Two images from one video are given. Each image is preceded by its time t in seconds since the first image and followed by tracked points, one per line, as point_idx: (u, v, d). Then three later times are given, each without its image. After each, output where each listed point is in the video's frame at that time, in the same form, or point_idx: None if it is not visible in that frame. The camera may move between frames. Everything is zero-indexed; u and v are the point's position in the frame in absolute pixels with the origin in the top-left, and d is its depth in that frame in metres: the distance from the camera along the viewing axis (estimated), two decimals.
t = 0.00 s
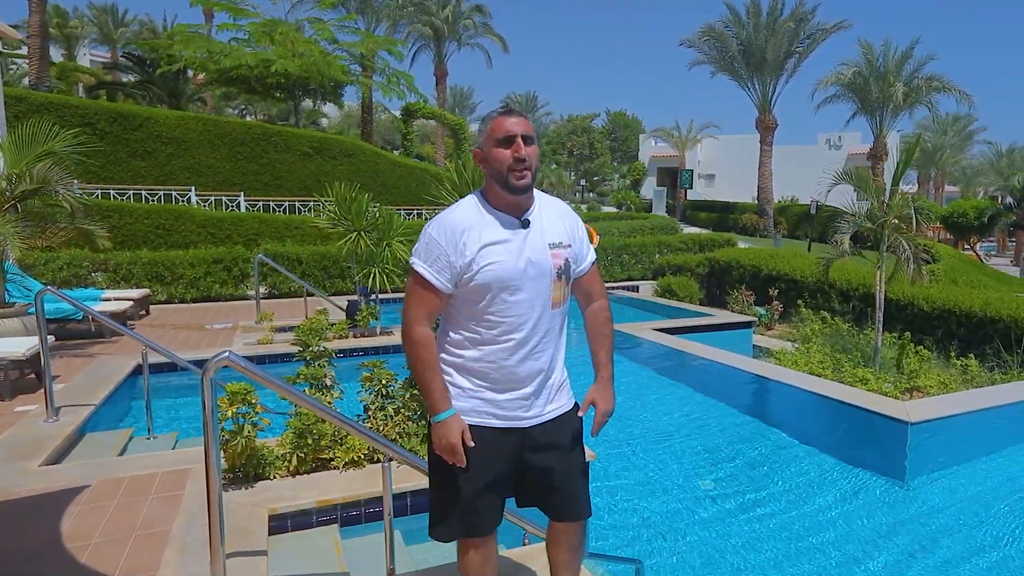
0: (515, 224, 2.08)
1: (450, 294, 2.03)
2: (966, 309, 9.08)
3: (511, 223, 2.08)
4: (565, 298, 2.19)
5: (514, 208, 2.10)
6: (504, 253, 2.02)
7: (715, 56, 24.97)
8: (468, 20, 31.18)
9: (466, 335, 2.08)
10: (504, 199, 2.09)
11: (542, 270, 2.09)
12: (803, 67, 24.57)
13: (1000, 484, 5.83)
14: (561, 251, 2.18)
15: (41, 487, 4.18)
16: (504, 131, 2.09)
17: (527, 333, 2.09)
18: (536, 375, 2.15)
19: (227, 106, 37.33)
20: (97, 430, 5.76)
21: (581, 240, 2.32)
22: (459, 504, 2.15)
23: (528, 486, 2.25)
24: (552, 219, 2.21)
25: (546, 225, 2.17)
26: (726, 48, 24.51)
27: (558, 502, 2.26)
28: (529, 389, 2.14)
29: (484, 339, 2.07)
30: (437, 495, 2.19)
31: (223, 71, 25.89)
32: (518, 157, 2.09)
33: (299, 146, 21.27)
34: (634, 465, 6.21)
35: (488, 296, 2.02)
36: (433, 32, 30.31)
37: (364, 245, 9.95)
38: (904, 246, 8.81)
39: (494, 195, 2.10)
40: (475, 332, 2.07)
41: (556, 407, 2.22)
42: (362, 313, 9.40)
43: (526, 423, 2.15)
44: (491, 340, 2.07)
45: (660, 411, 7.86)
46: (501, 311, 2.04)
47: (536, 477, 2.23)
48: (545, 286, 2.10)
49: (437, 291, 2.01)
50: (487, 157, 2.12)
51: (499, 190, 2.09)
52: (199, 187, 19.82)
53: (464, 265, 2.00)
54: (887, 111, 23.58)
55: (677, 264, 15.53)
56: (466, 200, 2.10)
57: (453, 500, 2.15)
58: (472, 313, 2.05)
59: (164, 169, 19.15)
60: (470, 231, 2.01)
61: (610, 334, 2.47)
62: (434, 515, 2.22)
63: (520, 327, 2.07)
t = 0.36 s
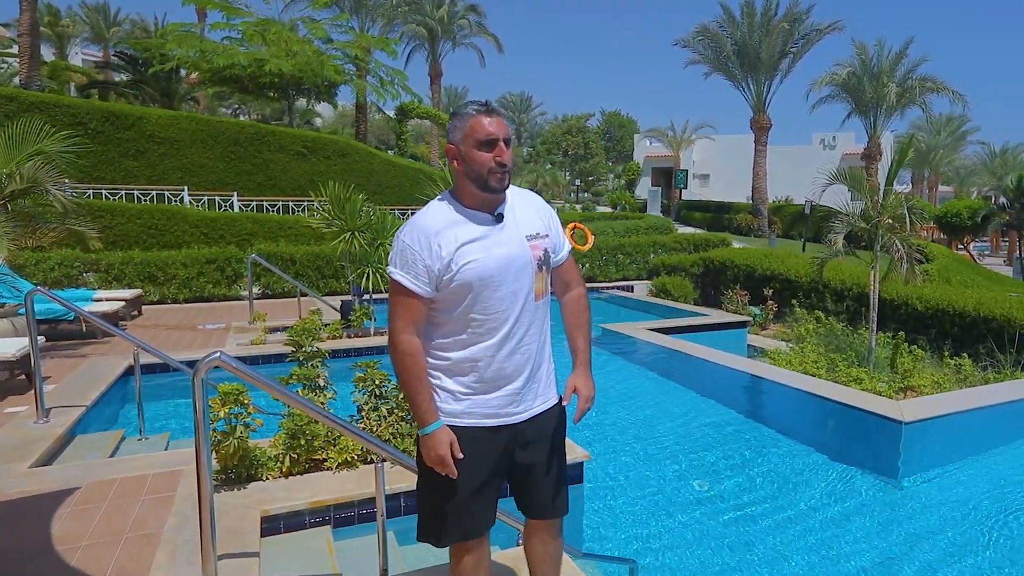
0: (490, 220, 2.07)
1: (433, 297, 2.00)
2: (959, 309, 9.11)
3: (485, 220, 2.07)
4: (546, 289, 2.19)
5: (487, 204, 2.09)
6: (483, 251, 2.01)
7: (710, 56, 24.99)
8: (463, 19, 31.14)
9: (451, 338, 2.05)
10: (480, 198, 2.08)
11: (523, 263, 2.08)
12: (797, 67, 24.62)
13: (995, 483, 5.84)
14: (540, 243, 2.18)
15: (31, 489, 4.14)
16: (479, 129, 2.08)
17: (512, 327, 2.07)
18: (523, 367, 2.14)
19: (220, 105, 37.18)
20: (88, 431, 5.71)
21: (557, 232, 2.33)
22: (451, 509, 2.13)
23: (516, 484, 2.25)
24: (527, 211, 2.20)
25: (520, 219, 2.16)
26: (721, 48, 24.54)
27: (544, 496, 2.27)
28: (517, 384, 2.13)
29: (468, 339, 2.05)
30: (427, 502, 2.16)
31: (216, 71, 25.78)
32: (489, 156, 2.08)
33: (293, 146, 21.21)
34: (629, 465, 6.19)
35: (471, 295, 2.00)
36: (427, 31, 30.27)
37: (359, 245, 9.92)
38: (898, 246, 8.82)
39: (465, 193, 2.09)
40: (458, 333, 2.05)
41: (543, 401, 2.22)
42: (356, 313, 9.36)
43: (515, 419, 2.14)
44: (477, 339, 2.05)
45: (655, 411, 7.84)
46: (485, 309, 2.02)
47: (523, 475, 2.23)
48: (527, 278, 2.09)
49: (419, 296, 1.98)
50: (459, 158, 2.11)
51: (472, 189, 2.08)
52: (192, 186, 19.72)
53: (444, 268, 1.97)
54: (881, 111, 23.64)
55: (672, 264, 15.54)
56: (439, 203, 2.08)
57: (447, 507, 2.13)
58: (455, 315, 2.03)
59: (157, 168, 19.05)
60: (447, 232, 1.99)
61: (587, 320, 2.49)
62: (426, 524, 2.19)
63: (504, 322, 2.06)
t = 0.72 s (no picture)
0: (485, 221, 2.06)
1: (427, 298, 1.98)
2: (955, 308, 9.12)
3: (479, 222, 2.05)
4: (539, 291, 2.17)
5: (480, 206, 2.06)
6: (476, 253, 1.99)
7: (706, 57, 25.02)
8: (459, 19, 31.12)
9: (448, 337, 2.04)
10: (473, 202, 2.05)
11: (515, 266, 2.06)
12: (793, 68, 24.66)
13: (989, 483, 5.84)
14: (533, 246, 2.16)
15: (21, 491, 4.09)
16: (466, 135, 2.04)
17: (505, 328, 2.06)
18: (518, 369, 2.13)
19: (215, 105, 37.06)
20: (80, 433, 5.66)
21: (550, 235, 2.32)
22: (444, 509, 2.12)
23: (511, 485, 2.23)
24: (519, 213, 2.18)
25: (513, 220, 2.14)
26: (717, 48, 24.58)
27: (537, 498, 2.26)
28: (510, 387, 2.11)
29: (462, 340, 2.03)
30: (421, 502, 2.15)
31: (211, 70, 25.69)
32: (483, 159, 2.04)
33: (288, 146, 21.15)
34: (625, 465, 6.17)
35: (464, 295, 1.98)
36: (422, 31, 30.25)
37: (354, 245, 9.89)
38: (893, 246, 8.82)
39: (458, 194, 2.06)
40: (451, 334, 2.03)
41: (536, 402, 2.21)
42: (351, 313, 9.32)
43: (510, 419, 2.12)
44: (472, 340, 2.03)
45: (651, 411, 7.81)
46: (479, 311, 2.01)
47: (516, 475, 2.21)
48: (521, 282, 2.08)
49: (410, 293, 1.96)
50: (450, 160, 2.08)
51: (460, 191, 2.05)
52: (187, 186, 19.64)
53: (438, 266, 1.95)
54: (876, 111, 23.68)
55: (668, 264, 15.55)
56: (432, 203, 2.06)
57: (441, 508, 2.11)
58: (449, 314, 2.01)
59: (151, 168, 18.95)
60: (440, 232, 1.97)
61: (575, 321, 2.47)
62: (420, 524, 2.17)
63: (498, 324, 2.04)
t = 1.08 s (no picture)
0: (483, 221, 2.04)
1: (421, 292, 1.97)
2: (952, 309, 9.12)
3: (477, 220, 2.03)
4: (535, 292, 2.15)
5: (479, 205, 2.05)
6: (472, 251, 1.97)
7: (704, 56, 25.01)
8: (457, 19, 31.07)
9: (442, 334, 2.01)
10: (472, 200, 2.03)
11: (511, 267, 2.04)
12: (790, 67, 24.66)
13: (987, 483, 5.84)
14: (530, 247, 2.14)
15: (16, 491, 4.07)
16: (468, 133, 2.01)
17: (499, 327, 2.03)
18: (513, 371, 2.10)
19: (211, 104, 37.00)
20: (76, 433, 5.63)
21: (547, 238, 2.30)
22: (438, 510, 2.10)
23: (507, 486, 2.21)
24: (517, 215, 2.16)
25: (511, 222, 2.12)
26: (714, 48, 24.56)
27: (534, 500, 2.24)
28: (505, 388, 2.09)
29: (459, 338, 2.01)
30: (415, 503, 2.12)
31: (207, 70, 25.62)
32: (484, 158, 2.02)
33: (285, 145, 21.12)
34: (623, 466, 6.16)
35: (459, 293, 1.96)
36: (420, 31, 30.20)
37: (351, 245, 9.87)
38: (890, 245, 8.81)
39: (458, 192, 2.05)
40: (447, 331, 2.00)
41: (532, 404, 2.19)
42: (348, 313, 9.30)
43: (505, 419, 2.10)
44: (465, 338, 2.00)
45: (648, 411, 7.80)
46: (474, 309, 1.99)
47: (512, 476, 2.19)
48: (516, 282, 2.06)
49: (405, 286, 1.94)
50: (451, 157, 2.06)
51: (461, 189, 2.04)
52: (183, 186, 19.58)
53: (433, 262, 1.94)
54: (874, 111, 23.69)
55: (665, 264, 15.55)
56: (432, 200, 2.05)
57: (437, 509, 2.09)
58: (444, 311, 1.99)
59: (147, 168, 18.89)
60: (436, 228, 1.96)
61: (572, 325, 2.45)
62: (415, 525, 2.15)
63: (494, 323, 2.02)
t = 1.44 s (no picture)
0: (480, 222, 2.03)
1: (413, 293, 1.97)
2: (951, 309, 9.11)
3: (476, 221, 2.02)
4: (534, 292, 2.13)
5: (480, 205, 2.04)
6: (468, 252, 1.96)
7: (703, 56, 25.00)
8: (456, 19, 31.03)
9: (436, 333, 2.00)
10: (470, 201, 2.03)
11: (509, 268, 2.03)
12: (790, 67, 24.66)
13: (988, 483, 5.83)
14: (529, 249, 2.12)
15: (13, 492, 4.05)
16: (471, 134, 1.99)
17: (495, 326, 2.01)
18: (510, 372, 2.08)
19: (210, 104, 36.99)
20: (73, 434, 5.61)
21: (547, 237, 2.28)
22: (436, 512, 2.07)
23: (505, 486, 2.19)
24: (518, 215, 2.14)
25: (511, 222, 2.11)
26: (713, 48, 24.55)
27: (533, 500, 2.22)
28: (502, 389, 2.07)
29: (456, 339, 1.99)
30: (413, 503, 2.11)
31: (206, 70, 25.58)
32: (488, 157, 2.01)
33: (284, 145, 21.10)
34: (623, 466, 6.14)
35: (453, 295, 1.95)
36: (419, 30, 30.17)
37: (350, 245, 9.85)
38: (890, 245, 8.79)
39: (458, 191, 2.04)
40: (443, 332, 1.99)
41: (530, 404, 2.17)
42: (346, 314, 9.27)
43: (503, 419, 2.09)
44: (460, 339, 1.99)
45: (648, 411, 7.78)
46: (469, 310, 1.97)
47: (511, 477, 2.17)
48: (513, 283, 2.04)
49: (396, 286, 1.95)
50: (452, 157, 2.04)
51: (461, 190, 2.03)
52: (182, 186, 19.54)
53: (426, 263, 1.94)
54: (873, 110, 23.68)
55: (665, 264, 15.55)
56: (429, 201, 2.05)
57: (436, 509, 2.07)
58: (438, 313, 1.98)
59: (145, 167, 18.86)
60: (431, 229, 1.96)
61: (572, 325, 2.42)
62: (413, 526, 2.13)
63: (491, 324, 2.00)
